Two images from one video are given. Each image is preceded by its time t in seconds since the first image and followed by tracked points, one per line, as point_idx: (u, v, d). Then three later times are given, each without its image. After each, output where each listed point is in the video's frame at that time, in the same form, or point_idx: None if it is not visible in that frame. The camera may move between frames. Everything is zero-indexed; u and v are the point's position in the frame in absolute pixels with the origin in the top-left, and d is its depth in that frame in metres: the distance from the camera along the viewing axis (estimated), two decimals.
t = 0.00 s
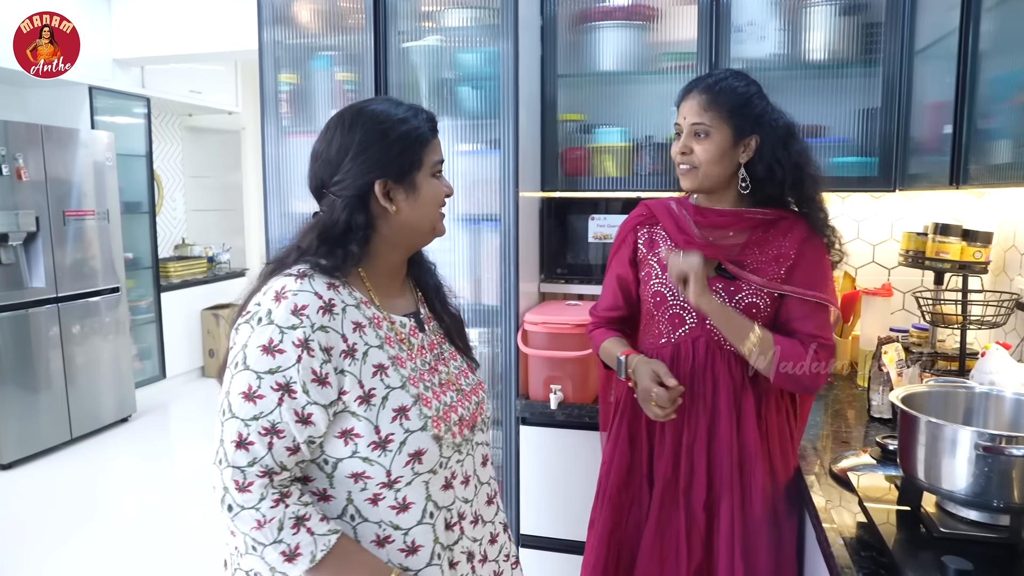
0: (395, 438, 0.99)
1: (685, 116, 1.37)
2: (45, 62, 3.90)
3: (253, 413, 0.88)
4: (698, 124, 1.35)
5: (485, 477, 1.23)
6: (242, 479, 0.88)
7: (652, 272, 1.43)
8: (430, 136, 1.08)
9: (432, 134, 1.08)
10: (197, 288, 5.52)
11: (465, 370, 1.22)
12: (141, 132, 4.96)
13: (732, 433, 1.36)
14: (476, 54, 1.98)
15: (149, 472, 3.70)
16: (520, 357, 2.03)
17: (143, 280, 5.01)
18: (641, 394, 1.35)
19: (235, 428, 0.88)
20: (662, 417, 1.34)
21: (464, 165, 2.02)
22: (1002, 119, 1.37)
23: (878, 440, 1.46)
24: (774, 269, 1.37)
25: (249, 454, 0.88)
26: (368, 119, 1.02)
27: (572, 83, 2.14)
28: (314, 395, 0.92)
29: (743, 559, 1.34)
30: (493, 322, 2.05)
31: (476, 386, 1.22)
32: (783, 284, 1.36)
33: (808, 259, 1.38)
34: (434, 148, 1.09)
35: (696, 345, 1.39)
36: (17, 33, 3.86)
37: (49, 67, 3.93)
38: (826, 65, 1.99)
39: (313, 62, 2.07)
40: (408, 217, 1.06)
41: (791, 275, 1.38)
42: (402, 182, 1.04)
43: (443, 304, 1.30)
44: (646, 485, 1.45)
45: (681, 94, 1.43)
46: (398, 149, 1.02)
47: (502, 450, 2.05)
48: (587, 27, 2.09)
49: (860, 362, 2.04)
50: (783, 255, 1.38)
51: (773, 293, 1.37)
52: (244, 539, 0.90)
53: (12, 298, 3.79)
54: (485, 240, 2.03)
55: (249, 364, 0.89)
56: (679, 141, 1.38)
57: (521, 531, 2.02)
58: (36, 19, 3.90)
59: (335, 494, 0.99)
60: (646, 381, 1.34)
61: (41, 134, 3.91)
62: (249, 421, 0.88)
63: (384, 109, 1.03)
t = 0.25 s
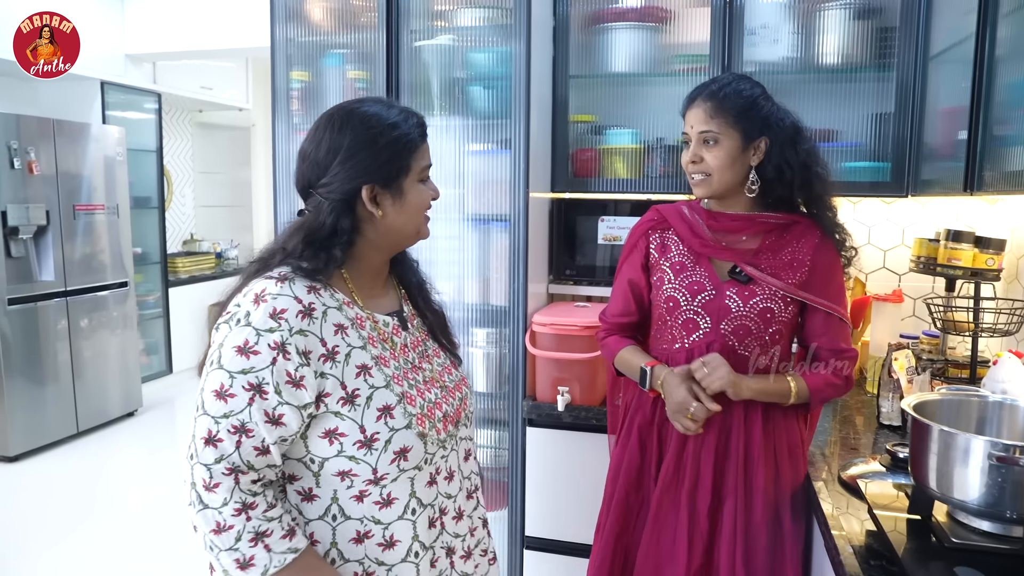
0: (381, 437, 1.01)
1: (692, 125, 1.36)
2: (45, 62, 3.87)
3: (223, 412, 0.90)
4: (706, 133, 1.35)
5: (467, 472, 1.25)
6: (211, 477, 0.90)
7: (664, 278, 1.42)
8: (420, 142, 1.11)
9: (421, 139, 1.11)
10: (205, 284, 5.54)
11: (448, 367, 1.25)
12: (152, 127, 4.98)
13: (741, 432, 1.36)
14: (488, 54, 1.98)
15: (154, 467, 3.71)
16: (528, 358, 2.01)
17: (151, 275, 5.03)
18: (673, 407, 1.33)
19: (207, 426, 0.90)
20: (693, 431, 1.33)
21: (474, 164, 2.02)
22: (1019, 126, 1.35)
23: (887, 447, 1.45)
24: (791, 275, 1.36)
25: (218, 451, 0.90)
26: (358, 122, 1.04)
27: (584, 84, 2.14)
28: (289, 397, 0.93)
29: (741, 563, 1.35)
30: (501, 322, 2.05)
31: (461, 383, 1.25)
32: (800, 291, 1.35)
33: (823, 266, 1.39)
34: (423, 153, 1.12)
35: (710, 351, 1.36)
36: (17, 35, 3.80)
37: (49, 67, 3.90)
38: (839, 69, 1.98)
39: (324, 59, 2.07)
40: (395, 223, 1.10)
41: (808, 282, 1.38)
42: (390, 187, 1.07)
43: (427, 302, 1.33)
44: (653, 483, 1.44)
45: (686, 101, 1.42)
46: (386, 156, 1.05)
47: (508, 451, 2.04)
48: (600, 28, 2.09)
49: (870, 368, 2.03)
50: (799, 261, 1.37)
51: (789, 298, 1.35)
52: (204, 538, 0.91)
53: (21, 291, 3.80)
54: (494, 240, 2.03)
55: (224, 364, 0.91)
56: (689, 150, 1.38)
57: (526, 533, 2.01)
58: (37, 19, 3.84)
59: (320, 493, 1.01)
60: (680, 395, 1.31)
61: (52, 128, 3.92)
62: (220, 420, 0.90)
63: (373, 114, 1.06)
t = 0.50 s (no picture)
0: (372, 429, 1.06)
1: (695, 130, 1.36)
2: (45, 62, 3.87)
3: (223, 408, 0.95)
4: (710, 138, 1.34)
5: (458, 467, 1.27)
6: (214, 473, 0.94)
7: (671, 285, 1.41)
8: (407, 142, 1.16)
9: (408, 140, 1.16)
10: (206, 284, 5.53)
11: (441, 363, 1.29)
12: (156, 127, 4.98)
13: (748, 441, 1.35)
14: (492, 57, 1.97)
15: (153, 466, 3.71)
16: (528, 362, 2.01)
17: (153, 275, 5.03)
18: (686, 415, 1.31)
19: (207, 423, 0.94)
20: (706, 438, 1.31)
21: (477, 168, 2.01)
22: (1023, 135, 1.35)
23: (889, 457, 1.43)
24: (799, 281, 1.35)
25: (219, 447, 0.94)
26: (346, 123, 1.10)
27: (587, 88, 2.13)
28: (283, 390, 0.98)
29: (745, 571, 1.33)
30: (502, 326, 2.03)
31: (453, 379, 1.29)
32: (808, 296, 1.35)
33: (829, 271, 1.38)
34: (410, 153, 1.16)
35: (721, 358, 1.35)
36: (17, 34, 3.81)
37: (49, 67, 3.90)
38: (843, 76, 1.97)
39: (328, 61, 2.07)
40: (382, 221, 1.14)
41: (815, 288, 1.37)
42: (376, 186, 1.11)
43: (418, 299, 1.37)
44: (660, 497, 1.41)
45: (688, 107, 1.41)
46: (372, 156, 1.10)
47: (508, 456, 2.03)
48: (604, 32, 2.08)
49: (872, 377, 2.01)
50: (806, 267, 1.36)
51: (797, 304, 1.34)
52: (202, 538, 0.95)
53: (23, 289, 3.80)
54: (495, 244, 2.02)
55: (221, 360, 0.96)
56: (691, 156, 1.37)
57: (524, 538, 2.00)
58: (36, 19, 3.84)
59: (314, 487, 1.04)
60: (692, 402, 1.30)
61: (56, 127, 3.93)
62: (219, 416, 0.94)
63: (360, 116, 1.11)
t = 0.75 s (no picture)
0: (378, 418, 1.07)
1: (701, 128, 1.34)
2: (45, 62, 3.83)
3: (228, 401, 0.97)
4: (713, 137, 1.32)
5: (468, 456, 1.29)
6: (220, 463, 0.98)
7: (670, 292, 1.39)
8: (413, 147, 1.15)
9: (414, 145, 1.15)
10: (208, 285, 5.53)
11: (451, 355, 1.29)
12: (159, 129, 4.98)
13: (751, 453, 1.34)
14: (493, 60, 1.96)
15: (152, 468, 3.69)
16: (527, 367, 2.00)
17: (154, 276, 5.03)
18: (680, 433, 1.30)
19: (215, 416, 0.97)
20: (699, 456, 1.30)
21: (478, 171, 2.00)
22: None
23: (891, 467, 1.41)
24: (799, 287, 1.34)
25: (226, 438, 0.97)
26: (353, 127, 1.10)
27: (589, 92, 2.12)
28: (286, 382, 0.99)
29: None
30: (501, 331, 2.02)
31: (462, 369, 1.30)
32: (809, 303, 1.34)
33: (830, 278, 1.37)
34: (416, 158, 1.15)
35: (720, 365, 1.33)
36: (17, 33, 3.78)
37: (49, 67, 3.86)
38: (847, 82, 1.96)
39: (329, 63, 2.06)
40: (382, 224, 1.14)
41: (816, 295, 1.36)
42: (378, 189, 1.11)
43: (427, 295, 1.36)
44: (661, 506, 1.39)
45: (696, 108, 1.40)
46: (376, 159, 1.09)
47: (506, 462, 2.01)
48: (607, 36, 2.08)
49: (875, 385, 2.00)
50: (806, 273, 1.35)
51: (797, 310, 1.33)
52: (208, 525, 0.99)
53: (24, 289, 3.80)
54: (495, 248, 2.01)
55: (226, 357, 0.98)
56: (694, 153, 1.36)
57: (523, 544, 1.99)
58: (36, 19, 3.81)
59: (328, 477, 1.07)
60: (688, 420, 1.29)
61: (59, 127, 3.93)
62: (225, 408, 0.97)
63: (368, 121, 1.11)
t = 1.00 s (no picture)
0: (393, 404, 1.06)
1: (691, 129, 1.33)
2: (45, 62, 3.82)
3: (256, 391, 0.96)
4: (699, 139, 1.31)
5: (481, 446, 1.27)
6: (244, 451, 0.97)
7: (667, 289, 1.37)
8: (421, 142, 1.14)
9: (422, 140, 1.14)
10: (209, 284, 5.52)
11: (464, 347, 1.27)
12: (160, 127, 4.98)
13: (746, 455, 1.31)
14: (492, 57, 1.94)
15: (152, 466, 3.68)
16: (525, 368, 1.98)
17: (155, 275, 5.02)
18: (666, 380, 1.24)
19: (242, 406, 0.97)
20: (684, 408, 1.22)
21: (476, 170, 1.98)
22: None
23: (892, 470, 1.39)
24: (798, 287, 1.32)
25: (254, 427, 0.96)
26: (360, 125, 1.10)
27: (589, 90, 2.10)
28: (309, 372, 0.99)
29: None
30: (499, 331, 2.01)
31: (474, 361, 1.28)
32: (808, 303, 1.32)
33: (830, 278, 1.34)
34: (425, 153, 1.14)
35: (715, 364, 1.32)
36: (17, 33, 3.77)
37: (49, 67, 3.84)
38: (850, 80, 1.94)
39: (326, 61, 2.05)
40: (394, 218, 1.13)
41: (815, 295, 1.33)
42: (388, 184, 1.10)
43: (442, 290, 1.34)
44: (654, 509, 1.37)
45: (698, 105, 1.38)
46: (384, 156, 1.09)
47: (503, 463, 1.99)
48: (606, 34, 2.05)
49: (876, 387, 1.98)
50: (806, 273, 1.33)
51: (796, 310, 1.31)
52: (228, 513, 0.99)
53: (24, 288, 3.79)
54: (493, 247, 1.99)
55: (252, 348, 0.97)
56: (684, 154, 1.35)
57: (520, 546, 1.97)
58: (36, 19, 3.81)
59: (344, 463, 1.06)
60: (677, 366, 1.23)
61: (59, 126, 3.92)
62: (254, 398, 0.96)
63: (375, 119, 1.10)
